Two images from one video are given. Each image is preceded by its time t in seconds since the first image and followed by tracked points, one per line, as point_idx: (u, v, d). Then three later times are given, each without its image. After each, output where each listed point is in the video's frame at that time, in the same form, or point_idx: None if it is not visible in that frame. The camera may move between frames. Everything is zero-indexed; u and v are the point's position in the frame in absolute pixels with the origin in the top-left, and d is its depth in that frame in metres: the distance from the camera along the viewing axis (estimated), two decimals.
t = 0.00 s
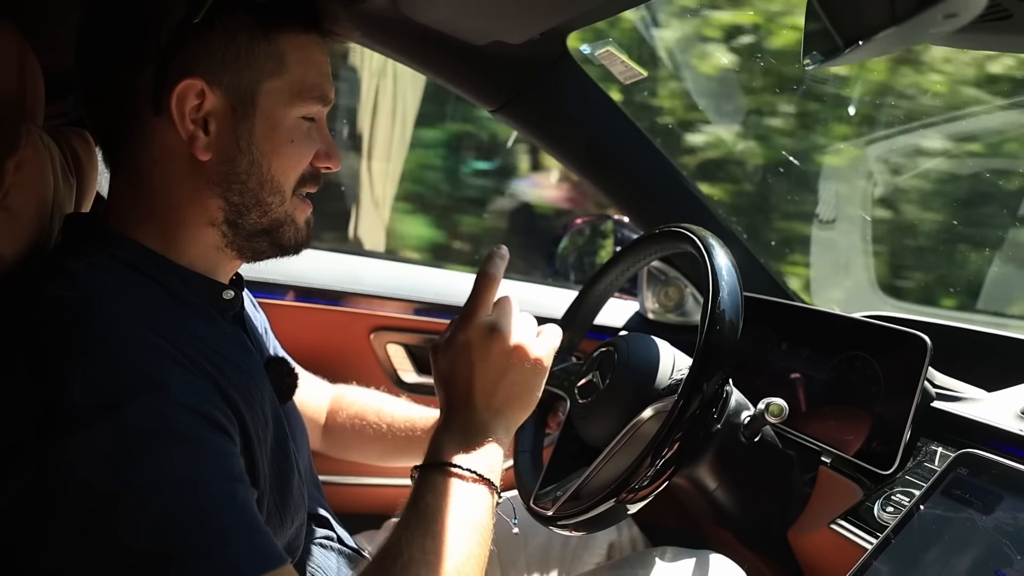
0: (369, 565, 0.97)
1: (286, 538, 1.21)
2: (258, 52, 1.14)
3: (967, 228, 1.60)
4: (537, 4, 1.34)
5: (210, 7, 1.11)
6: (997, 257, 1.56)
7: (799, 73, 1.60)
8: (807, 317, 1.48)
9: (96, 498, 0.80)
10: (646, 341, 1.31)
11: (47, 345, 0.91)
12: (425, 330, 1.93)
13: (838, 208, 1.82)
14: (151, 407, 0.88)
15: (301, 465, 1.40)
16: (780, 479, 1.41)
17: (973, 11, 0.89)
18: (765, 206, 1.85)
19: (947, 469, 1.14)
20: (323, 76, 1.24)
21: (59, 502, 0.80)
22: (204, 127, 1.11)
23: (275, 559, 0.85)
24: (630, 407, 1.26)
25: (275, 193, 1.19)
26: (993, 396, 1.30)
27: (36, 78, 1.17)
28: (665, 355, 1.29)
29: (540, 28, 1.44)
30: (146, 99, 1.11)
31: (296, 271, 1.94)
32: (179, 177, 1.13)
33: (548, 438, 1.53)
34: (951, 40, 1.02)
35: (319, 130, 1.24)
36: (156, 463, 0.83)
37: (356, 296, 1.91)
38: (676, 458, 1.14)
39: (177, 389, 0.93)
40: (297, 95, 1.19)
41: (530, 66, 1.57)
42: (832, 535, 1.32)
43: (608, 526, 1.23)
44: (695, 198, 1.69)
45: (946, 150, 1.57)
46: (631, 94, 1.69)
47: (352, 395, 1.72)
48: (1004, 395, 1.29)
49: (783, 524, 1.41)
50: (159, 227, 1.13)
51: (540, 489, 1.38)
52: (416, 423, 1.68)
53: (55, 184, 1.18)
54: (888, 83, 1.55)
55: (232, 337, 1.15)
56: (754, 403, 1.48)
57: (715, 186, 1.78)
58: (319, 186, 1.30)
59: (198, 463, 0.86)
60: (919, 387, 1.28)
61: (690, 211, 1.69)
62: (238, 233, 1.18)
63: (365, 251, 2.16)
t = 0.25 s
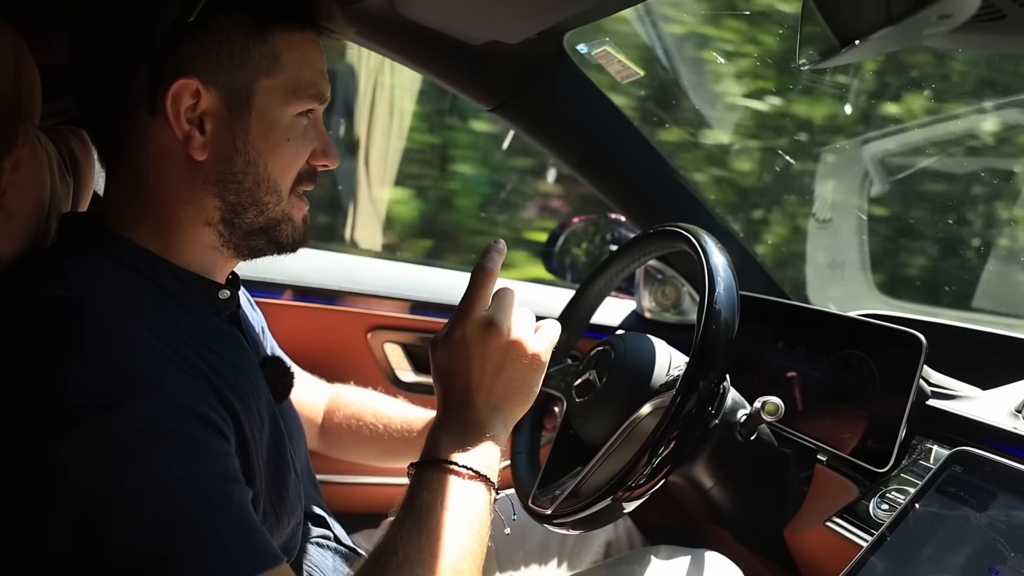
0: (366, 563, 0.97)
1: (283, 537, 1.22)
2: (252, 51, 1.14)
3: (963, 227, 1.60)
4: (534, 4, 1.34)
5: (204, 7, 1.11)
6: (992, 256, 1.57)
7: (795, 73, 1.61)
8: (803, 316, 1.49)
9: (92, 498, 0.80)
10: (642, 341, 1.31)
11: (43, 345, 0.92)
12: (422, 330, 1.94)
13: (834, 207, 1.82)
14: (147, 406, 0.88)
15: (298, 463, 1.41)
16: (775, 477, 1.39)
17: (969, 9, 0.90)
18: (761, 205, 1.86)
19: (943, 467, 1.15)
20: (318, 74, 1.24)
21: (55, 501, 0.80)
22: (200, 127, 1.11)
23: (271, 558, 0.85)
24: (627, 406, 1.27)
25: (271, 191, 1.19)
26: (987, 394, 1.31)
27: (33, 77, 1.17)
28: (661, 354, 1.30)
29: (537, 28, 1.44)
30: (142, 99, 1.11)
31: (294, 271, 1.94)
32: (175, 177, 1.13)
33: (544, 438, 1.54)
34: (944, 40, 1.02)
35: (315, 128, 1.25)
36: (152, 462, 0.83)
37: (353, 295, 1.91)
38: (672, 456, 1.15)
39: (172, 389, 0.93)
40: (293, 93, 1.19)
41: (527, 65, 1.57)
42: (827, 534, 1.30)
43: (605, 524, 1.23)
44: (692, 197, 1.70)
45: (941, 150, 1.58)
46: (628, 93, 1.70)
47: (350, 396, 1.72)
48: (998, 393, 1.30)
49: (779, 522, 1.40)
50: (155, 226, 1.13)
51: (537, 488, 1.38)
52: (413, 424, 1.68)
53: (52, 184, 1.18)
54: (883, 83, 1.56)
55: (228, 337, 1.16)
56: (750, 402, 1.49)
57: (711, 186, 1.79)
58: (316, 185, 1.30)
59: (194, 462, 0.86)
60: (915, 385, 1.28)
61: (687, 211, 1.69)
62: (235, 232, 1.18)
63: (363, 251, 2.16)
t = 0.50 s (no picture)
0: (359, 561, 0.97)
1: (278, 537, 1.21)
2: (247, 49, 1.14)
3: (958, 223, 1.60)
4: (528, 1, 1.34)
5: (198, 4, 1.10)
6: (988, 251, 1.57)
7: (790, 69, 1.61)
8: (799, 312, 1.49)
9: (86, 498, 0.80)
10: (638, 338, 1.31)
11: (36, 344, 0.91)
12: (418, 328, 1.94)
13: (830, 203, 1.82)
14: (142, 405, 0.88)
15: (293, 462, 1.40)
16: (772, 474, 1.39)
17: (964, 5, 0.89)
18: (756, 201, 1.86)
19: (940, 461, 1.14)
20: (313, 73, 1.24)
21: (49, 500, 0.80)
22: (194, 125, 1.11)
23: (265, 557, 0.85)
24: (624, 403, 1.27)
25: (265, 190, 1.19)
26: (984, 390, 1.31)
27: (26, 75, 1.16)
28: (658, 351, 1.30)
29: (532, 25, 1.44)
30: (136, 97, 1.11)
31: (289, 269, 1.93)
32: (169, 175, 1.12)
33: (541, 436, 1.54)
34: (940, 36, 1.02)
35: (310, 126, 1.24)
36: (146, 461, 0.83)
37: (349, 294, 1.91)
38: (669, 453, 1.15)
39: (166, 389, 0.93)
40: (288, 92, 1.19)
41: (522, 62, 1.57)
42: (825, 529, 1.31)
43: (601, 521, 1.24)
44: (687, 194, 1.69)
45: (936, 146, 1.58)
46: (623, 91, 1.69)
47: (346, 395, 1.72)
48: (994, 388, 1.30)
49: (777, 518, 1.40)
50: (149, 224, 1.13)
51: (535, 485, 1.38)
52: (409, 423, 1.68)
53: (45, 183, 1.18)
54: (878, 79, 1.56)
55: (223, 336, 1.15)
56: (747, 398, 1.49)
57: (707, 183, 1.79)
58: (311, 183, 1.30)
59: (188, 460, 0.86)
60: (912, 380, 1.28)
61: (683, 208, 1.69)
62: (228, 231, 1.18)
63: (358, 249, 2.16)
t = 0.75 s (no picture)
0: (352, 561, 0.97)
1: (275, 538, 1.21)
2: (243, 49, 1.13)
3: (955, 224, 1.61)
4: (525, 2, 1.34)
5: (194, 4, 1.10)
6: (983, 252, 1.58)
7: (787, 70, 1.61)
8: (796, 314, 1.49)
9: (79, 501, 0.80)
10: (635, 339, 1.31)
11: (31, 346, 0.91)
12: (414, 328, 1.94)
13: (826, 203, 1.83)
14: (138, 406, 0.88)
15: (290, 463, 1.40)
16: (769, 474, 1.40)
17: (960, 9, 0.90)
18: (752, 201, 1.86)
19: (935, 462, 1.15)
20: (309, 73, 1.24)
21: (43, 503, 0.80)
22: (190, 125, 1.10)
23: (262, 559, 0.85)
24: (619, 404, 1.26)
25: (260, 190, 1.19)
26: (979, 389, 1.30)
27: (22, 75, 1.16)
28: (654, 351, 1.30)
29: (528, 25, 1.44)
30: (131, 97, 1.10)
31: (285, 270, 1.93)
32: (163, 175, 1.12)
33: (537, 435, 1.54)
34: (936, 37, 1.03)
35: (306, 126, 1.24)
36: (141, 463, 0.83)
37: (345, 295, 1.90)
38: (665, 454, 1.15)
39: (161, 390, 0.92)
40: (283, 92, 1.19)
41: (518, 63, 1.57)
42: (822, 529, 1.30)
43: (597, 522, 1.23)
44: (684, 194, 1.70)
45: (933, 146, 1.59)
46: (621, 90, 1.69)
47: (341, 395, 1.72)
48: (990, 388, 1.30)
49: (773, 518, 1.41)
50: (144, 225, 1.13)
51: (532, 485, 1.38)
52: (405, 423, 1.68)
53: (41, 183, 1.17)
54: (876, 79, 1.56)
55: (217, 337, 1.15)
56: (743, 398, 1.49)
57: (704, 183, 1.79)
58: (308, 183, 1.30)
59: (184, 462, 0.86)
60: (908, 380, 1.29)
61: (682, 209, 1.70)
62: (223, 231, 1.17)
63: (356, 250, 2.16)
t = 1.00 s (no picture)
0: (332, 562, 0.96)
1: (256, 539, 1.20)
2: (223, 45, 1.12)
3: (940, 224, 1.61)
4: None
5: None
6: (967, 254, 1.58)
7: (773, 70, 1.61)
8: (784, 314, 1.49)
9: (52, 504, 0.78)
10: (620, 338, 1.30)
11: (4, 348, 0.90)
12: (400, 328, 1.92)
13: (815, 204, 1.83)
14: (114, 408, 0.87)
15: (276, 462, 1.39)
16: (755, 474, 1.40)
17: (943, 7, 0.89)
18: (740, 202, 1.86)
19: (920, 462, 1.15)
20: (291, 69, 1.23)
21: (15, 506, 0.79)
22: (168, 123, 1.09)
23: (241, 561, 0.84)
24: (605, 404, 1.26)
25: (241, 189, 1.17)
26: (964, 389, 1.30)
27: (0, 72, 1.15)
28: (640, 350, 1.29)
29: (514, 23, 1.43)
30: (109, 96, 1.09)
31: (271, 269, 1.91)
32: (142, 174, 1.11)
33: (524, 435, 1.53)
34: (918, 36, 1.03)
35: (289, 123, 1.23)
36: (116, 465, 0.82)
37: (332, 295, 1.89)
38: (651, 454, 1.14)
39: (137, 391, 0.91)
40: (264, 88, 1.18)
41: (504, 62, 1.56)
42: (806, 529, 1.30)
43: (583, 523, 1.22)
44: (671, 194, 1.69)
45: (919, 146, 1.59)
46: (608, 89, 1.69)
47: (328, 395, 1.70)
48: (975, 387, 1.30)
49: (760, 519, 1.40)
50: (123, 224, 1.11)
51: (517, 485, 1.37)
52: (391, 423, 1.67)
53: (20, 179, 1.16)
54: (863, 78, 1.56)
55: (198, 337, 1.14)
56: (730, 399, 1.49)
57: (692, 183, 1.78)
58: (291, 181, 1.29)
59: (160, 463, 0.85)
60: (894, 380, 1.29)
61: (669, 210, 1.69)
62: (203, 231, 1.16)
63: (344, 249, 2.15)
